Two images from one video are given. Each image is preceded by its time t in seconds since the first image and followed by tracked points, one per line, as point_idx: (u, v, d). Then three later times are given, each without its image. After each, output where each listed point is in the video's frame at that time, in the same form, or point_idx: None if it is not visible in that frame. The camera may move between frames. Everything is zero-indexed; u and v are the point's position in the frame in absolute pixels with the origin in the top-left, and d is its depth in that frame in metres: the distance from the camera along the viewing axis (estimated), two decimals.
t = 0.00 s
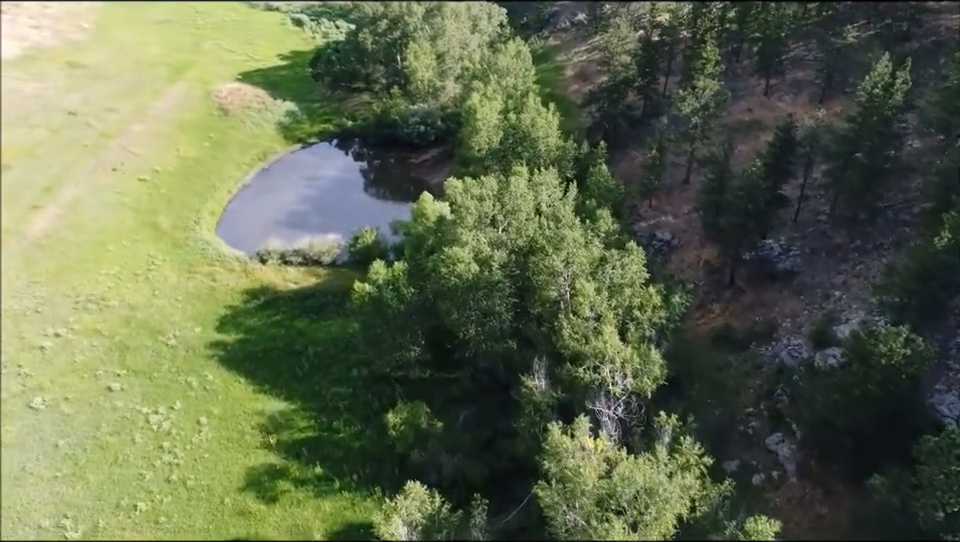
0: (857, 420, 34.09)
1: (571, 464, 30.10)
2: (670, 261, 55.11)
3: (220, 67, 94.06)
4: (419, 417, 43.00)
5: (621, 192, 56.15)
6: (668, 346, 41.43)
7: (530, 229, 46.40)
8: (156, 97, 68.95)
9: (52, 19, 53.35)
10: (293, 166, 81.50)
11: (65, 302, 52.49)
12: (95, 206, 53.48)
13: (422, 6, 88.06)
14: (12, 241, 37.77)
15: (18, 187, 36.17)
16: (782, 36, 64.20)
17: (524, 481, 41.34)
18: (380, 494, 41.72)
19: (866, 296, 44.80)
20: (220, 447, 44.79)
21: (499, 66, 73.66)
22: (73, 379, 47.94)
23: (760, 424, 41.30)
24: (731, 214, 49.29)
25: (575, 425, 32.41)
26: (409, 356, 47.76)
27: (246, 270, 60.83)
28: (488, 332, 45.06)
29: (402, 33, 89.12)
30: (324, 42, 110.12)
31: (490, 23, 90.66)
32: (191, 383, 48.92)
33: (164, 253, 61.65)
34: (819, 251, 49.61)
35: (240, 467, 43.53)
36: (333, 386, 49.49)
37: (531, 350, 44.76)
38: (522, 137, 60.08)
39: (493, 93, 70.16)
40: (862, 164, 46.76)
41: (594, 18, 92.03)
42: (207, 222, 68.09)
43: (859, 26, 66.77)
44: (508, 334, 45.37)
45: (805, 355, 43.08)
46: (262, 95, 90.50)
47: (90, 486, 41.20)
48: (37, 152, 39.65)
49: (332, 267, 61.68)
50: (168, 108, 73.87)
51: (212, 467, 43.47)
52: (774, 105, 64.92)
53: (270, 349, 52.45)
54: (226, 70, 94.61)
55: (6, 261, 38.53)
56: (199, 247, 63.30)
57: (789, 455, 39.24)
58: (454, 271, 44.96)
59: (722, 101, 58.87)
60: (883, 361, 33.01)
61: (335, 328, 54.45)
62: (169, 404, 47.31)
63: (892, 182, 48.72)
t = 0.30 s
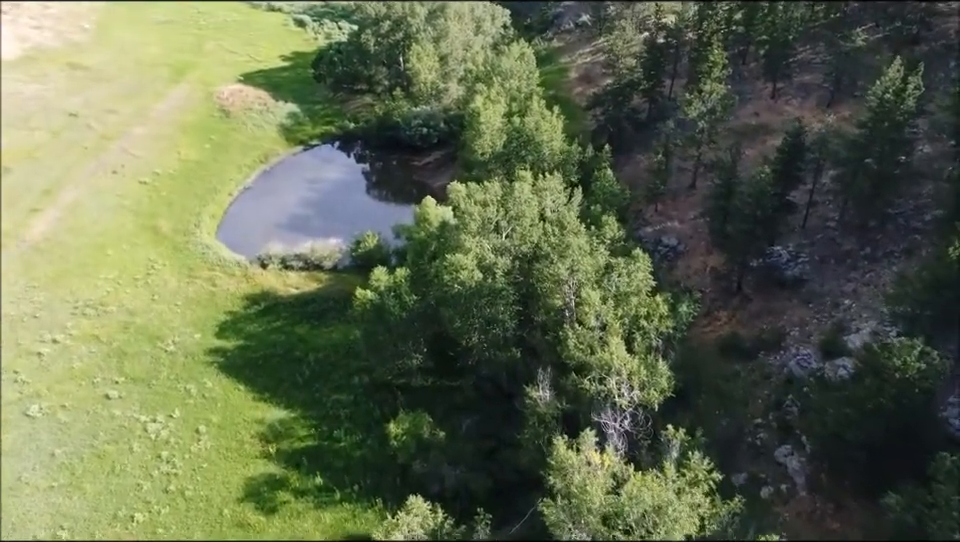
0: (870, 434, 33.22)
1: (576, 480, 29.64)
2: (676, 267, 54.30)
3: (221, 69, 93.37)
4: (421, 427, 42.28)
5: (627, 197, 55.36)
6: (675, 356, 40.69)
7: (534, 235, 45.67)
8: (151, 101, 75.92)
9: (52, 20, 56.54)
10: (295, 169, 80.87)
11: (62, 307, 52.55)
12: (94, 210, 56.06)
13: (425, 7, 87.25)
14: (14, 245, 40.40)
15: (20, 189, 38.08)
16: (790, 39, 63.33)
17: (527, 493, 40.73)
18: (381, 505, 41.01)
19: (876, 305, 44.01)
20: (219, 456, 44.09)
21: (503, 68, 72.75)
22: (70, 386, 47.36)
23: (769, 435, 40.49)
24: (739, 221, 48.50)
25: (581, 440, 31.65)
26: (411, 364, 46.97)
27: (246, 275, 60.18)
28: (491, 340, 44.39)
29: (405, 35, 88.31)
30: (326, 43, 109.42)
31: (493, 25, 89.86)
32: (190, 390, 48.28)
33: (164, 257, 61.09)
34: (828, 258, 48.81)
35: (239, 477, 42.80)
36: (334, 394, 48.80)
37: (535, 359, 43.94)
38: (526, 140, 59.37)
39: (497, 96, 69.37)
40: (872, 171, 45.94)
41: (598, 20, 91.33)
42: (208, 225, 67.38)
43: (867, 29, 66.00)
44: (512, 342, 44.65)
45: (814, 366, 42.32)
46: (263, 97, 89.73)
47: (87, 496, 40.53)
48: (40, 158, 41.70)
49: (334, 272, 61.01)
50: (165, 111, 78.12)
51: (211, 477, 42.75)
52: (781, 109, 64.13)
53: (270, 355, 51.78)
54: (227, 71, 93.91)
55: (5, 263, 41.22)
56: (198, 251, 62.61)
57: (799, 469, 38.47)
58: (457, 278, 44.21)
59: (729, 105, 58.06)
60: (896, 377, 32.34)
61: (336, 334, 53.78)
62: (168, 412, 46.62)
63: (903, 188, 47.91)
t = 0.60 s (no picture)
0: (882, 450, 33.16)
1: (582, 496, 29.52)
2: (681, 273, 53.46)
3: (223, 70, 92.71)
4: (422, 437, 41.58)
5: (632, 202, 54.54)
6: (681, 366, 39.86)
7: (538, 242, 45.01)
8: (156, 99, 62.59)
9: (53, 19, 47.67)
10: (295, 171, 80.37)
11: (60, 313, 44.56)
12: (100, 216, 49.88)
13: (428, 8, 86.54)
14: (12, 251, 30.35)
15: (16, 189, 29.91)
16: (799, 41, 62.43)
17: (531, 506, 40.24)
18: (381, 517, 40.33)
19: (886, 314, 43.30)
20: (217, 466, 43.60)
21: (507, 71, 71.95)
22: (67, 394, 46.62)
23: (777, 447, 39.52)
24: (746, 227, 47.69)
25: (586, 454, 31.27)
26: (412, 371, 46.23)
27: (246, 280, 59.61)
28: (494, 348, 43.64)
29: (407, 36, 87.61)
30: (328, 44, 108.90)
31: (497, 26, 89.11)
32: (188, 399, 47.91)
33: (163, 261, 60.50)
34: (837, 266, 48.00)
35: (237, 488, 42.22)
36: (334, 402, 48.18)
37: (539, 368, 43.19)
38: (530, 144, 58.75)
39: (500, 99, 68.68)
40: (882, 176, 45.14)
41: (603, 21, 90.63)
42: (208, 229, 66.78)
43: (876, 32, 65.23)
44: (515, 351, 43.87)
45: (823, 376, 41.52)
46: (265, 98, 88.07)
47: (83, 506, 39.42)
48: (40, 157, 31.66)
49: (335, 278, 60.37)
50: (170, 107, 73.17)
51: (209, 487, 42.19)
52: (788, 112, 63.28)
53: (270, 362, 51.20)
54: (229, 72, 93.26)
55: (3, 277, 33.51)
56: (199, 255, 62.07)
57: (809, 482, 37.01)
58: (459, 286, 43.44)
59: (736, 109, 57.20)
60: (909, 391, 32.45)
61: (337, 341, 53.15)
62: (166, 421, 46.30)
63: (914, 194, 47.13)
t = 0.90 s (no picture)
0: (895, 467, 32.54)
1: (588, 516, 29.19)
2: (688, 280, 52.56)
3: (224, 71, 91.99)
4: (424, 448, 40.76)
5: (637, 207, 53.65)
6: (688, 377, 39.08)
7: (543, 248, 44.28)
8: (157, 102, 66.36)
9: (53, 20, 48.61)
10: (298, 173, 79.62)
11: (60, 318, 49.11)
12: (94, 217, 51.86)
13: (431, 10, 85.88)
14: (13, 253, 34.62)
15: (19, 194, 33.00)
16: (807, 44, 61.55)
17: (534, 519, 39.35)
18: (383, 530, 39.74)
19: (897, 324, 42.61)
20: (216, 477, 42.72)
21: (511, 73, 71.04)
22: (64, 402, 46.05)
23: (786, 460, 38.57)
24: (754, 235, 46.84)
25: (591, 470, 30.63)
26: (414, 380, 45.45)
27: (247, 285, 58.91)
28: (497, 358, 42.81)
29: (410, 37, 86.91)
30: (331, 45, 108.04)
31: (501, 27, 88.31)
32: (187, 406, 46.99)
33: (163, 265, 59.87)
34: (847, 274, 47.15)
35: (236, 499, 41.45)
36: (335, 410, 47.42)
37: (542, 378, 42.35)
38: (535, 148, 57.98)
39: (504, 102, 67.88)
40: (893, 183, 44.30)
41: (608, 22, 89.70)
42: (208, 232, 66.06)
43: (886, 35, 64.30)
44: (519, 360, 43.07)
45: (833, 388, 40.84)
46: (267, 100, 88.52)
47: (79, 517, 39.24)
48: (38, 161, 35.01)
49: (336, 283, 59.59)
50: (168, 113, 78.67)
51: (208, 498, 41.38)
52: (796, 116, 62.39)
53: (270, 369, 50.42)
54: (230, 73, 92.54)
55: (4, 275, 34.99)
56: (199, 259, 61.22)
57: (819, 497, 36.32)
58: (462, 294, 42.50)
59: (743, 113, 56.35)
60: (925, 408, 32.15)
61: (338, 348, 52.42)
62: (164, 429, 45.34)
63: (925, 201, 46.34)
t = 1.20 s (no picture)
0: (910, 486, 32.72)
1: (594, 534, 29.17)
2: (694, 288, 51.70)
3: (226, 72, 91.33)
4: (426, 460, 39.91)
5: (643, 213, 52.79)
6: (695, 390, 38.27)
7: (547, 256, 43.50)
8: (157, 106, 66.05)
9: (55, 21, 49.12)
10: (300, 176, 78.87)
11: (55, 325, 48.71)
12: (92, 220, 52.68)
13: (434, 12, 85.15)
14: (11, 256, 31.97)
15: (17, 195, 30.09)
16: (815, 48, 60.67)
17: (537, 533, 38.50)
18: None
19: (909, 335, 41.74)
20: (213, 487, 42.01)
21: (514, 76, 70.04)
22: (60, 410, 45.40)
23: (795, 474, 37.63)
24: (762, 243, 45.98)
25: (596, 488, 30.55)
26: (416, 390, 44.67)
27: (247, 290, 58.23)
28: (500, 368, 41.97)
29: (413, 39, 86.26)
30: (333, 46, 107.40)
31: (505, 29, 87.68)
32: (185, 415, 46.32)
33: (162, 269, 59.27)
34: (856, 283, 46.27)
35: (234, 511, 40.76)
36: (335, 419, 46.70)
37: (546, 388, 41.50)
38: (539, 152, 57.33)
39: (508, 105, 67.12)
40: (905, 191, 43.41)
41: (613, 24, 88.83)
42: (208, 236, 65.38)
43: (895, 38, 63.42)
44: (523, 370, 42.28)
45: (843, 400, 40.00)
46: (268, 101, 87.69)
47: (75, 529, 38.36)
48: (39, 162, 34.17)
49: (337, 289, 58.84)
50: (168, 115, 76.86)
51: (205, 510, 40.70)
52: (804, 120, 61.49)
53: (269, 377, 49.70)
54: (232, 74, 91.87)
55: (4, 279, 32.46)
56: (199, 264, 60.56)
57: (829, 513, 35.45)
58: (465, 302, 41.65)
59: (750, 118, 55.47)
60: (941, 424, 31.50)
61: (338, 355, 51.74)
62: (161, 439, 44.67)
63: (937, 209, 45.47)
